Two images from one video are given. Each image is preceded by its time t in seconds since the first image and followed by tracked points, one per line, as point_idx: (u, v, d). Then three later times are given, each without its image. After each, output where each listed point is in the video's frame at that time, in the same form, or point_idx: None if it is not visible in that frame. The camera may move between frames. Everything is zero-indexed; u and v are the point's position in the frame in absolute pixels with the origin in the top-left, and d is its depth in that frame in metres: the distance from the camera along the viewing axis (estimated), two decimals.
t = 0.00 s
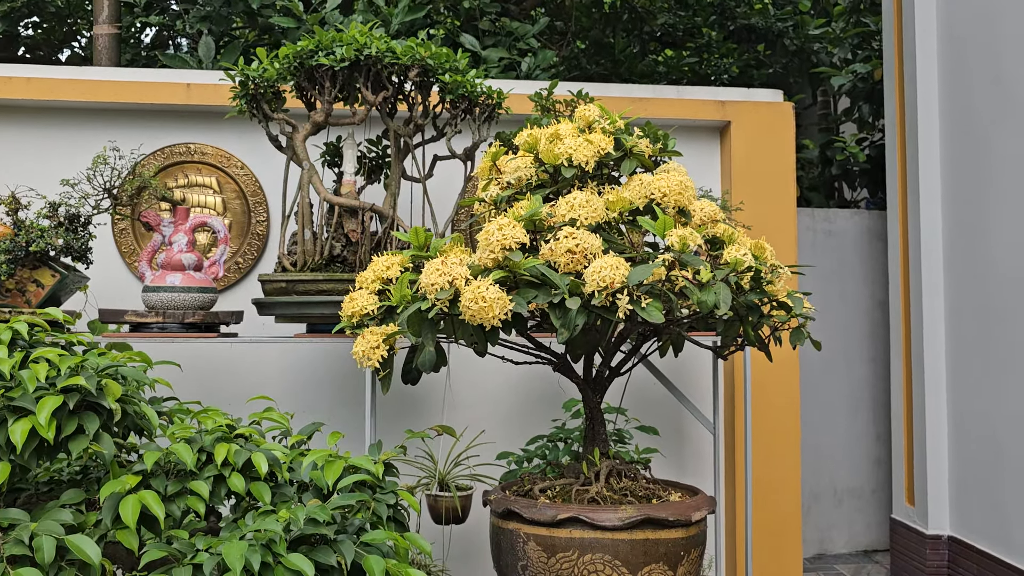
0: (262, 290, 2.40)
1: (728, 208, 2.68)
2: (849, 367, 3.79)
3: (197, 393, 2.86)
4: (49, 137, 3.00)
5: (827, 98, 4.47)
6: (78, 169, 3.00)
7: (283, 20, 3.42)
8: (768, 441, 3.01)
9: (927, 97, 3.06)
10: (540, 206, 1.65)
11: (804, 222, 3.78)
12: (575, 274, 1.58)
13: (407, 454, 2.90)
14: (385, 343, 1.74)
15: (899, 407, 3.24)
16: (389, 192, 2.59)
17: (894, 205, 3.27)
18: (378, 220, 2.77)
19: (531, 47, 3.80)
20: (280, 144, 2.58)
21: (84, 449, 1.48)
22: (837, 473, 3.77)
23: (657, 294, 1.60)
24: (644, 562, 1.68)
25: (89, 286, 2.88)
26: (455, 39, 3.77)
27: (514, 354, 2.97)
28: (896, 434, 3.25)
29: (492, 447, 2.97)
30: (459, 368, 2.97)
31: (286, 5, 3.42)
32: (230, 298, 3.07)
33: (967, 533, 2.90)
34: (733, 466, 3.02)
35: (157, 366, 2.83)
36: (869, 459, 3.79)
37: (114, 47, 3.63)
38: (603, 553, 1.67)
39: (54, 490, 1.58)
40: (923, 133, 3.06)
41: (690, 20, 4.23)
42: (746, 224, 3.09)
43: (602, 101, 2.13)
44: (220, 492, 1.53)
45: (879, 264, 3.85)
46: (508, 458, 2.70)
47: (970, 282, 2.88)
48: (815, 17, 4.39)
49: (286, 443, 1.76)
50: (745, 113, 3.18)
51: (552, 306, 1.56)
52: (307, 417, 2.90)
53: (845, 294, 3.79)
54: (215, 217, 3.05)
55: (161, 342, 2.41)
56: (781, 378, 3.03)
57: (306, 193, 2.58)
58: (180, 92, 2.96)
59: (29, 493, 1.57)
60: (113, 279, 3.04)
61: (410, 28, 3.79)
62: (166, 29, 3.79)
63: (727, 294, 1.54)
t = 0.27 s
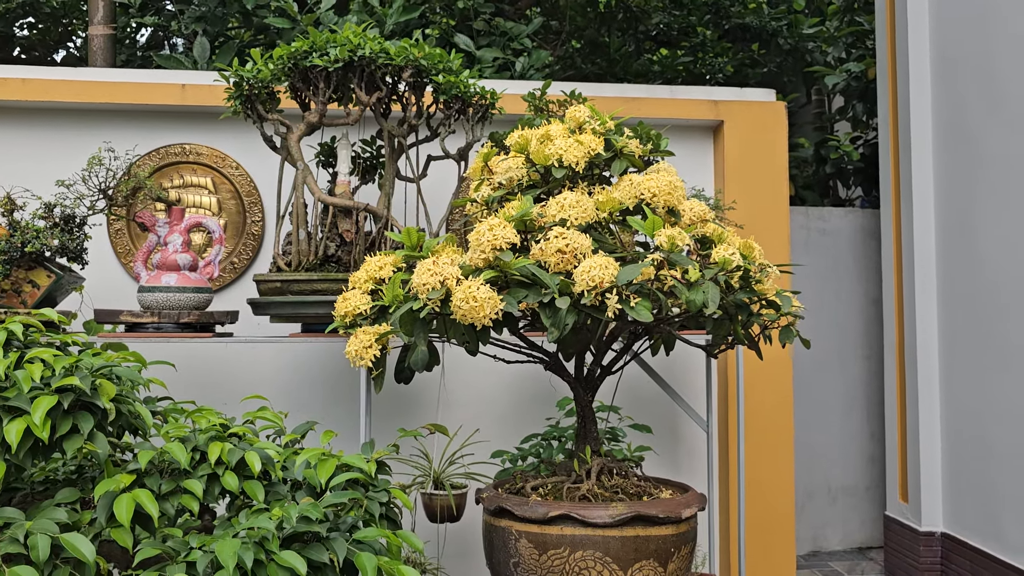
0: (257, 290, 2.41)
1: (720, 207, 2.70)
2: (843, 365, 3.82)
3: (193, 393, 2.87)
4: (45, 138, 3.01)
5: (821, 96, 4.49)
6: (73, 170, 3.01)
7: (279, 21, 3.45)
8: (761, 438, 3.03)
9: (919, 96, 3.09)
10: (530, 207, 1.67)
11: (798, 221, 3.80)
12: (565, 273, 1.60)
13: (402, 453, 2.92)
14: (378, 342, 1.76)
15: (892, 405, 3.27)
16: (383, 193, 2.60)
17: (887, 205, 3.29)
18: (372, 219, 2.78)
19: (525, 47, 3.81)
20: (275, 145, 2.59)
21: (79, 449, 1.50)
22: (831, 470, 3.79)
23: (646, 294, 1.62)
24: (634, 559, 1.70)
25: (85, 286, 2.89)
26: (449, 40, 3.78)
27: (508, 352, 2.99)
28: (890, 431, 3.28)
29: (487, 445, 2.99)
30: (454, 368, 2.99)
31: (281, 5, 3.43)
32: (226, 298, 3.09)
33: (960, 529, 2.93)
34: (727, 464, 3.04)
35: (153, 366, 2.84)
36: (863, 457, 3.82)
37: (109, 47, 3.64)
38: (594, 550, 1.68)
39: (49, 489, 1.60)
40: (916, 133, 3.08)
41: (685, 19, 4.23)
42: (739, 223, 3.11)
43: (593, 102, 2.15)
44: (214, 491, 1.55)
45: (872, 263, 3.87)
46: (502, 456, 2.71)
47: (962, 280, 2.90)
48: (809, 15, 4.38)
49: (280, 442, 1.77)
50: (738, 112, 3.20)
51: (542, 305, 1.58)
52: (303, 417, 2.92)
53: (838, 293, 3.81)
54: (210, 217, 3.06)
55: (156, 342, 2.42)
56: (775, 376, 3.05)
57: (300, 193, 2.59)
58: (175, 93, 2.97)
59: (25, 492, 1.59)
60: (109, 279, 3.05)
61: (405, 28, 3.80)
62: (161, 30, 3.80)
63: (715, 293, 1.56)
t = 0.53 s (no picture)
0: (255, 288, 2.42)
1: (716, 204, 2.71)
2: (839, 361, 3.84)
3: (192, 390, 2.88)
4: (43, 137, 3.02)
5: (818, 93, 4.50)
6: (71, 169, 3.02)
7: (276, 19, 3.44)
8: (758, 434, 3.04)
9: (915, 94, 3.11)
10: (525, 205, 1.68)
11: (794, 217, 3.82)
12: (559, 271, 1.61)
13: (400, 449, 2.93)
14: (375, 340, 1.78)
15: (889, 400, 3.29)
16: (380, 191, 2.61)
17: (884, 201, 3.31)
18: (370, 217, 2.79)
19: (522, 44, 3.82)
20: (272, 144, 2.60)
21: (78, 447, 1.51)
22: (828, 465, 3.81)
23: (640, 291, 1.63)
24: (629, 553, 1.71)
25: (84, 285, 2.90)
26: (446, 37, 3.78)
27: (504, 349, 3.00)
28: (886, 426, 3.30)
29: (485, 441, 3.00)
30: (451, 364, 3.00)
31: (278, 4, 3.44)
32: (224, 296, 3.10)
33: (956, 523, 2.95)
34: (723, 459, 3.05)
35: (152, 364, 2.85)
36: (860, 452, 3.84)
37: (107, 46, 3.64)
38: (589, 545, 1.70)
39: (49, 487, 1.61)
40: (911, 130, 3.10)
41: (682, 16, 4.22)
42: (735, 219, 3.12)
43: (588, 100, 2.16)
44: (212, 488, 1.56)
45: (869, 259, 3.89)
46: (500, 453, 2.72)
47: (958, 275, 2.92)
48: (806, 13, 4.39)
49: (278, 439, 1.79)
50: (734, 109, 3.21)
51: (536, 303, 1.59)
52: (302, 414, 2.93)
53: (835, 289, 3.83)
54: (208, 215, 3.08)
55: (155, 340, 2.43)
56: (771, 372, 3.07)
57: (298, 191, 2.60)
58: (173, 92, 2.98)
59: (26, 489, 1.61)
60: (107, 277, 3.06)
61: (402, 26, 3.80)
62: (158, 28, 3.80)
63: (708, 290, 1.57)
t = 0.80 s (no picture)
0: (255, 283, 2.43)
1: (713, 197, 2.72)
2: (838, 353, 3.85)
3: (192, 385, 2.90)
4: (42, 134, 3.02)
5: (815, 85, 4.50)
6: (70, 165, 3.03)
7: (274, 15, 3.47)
8: (756, 426, 3.06)
9: (912, 87, 3.12)
10: (523, 199, 1.69)
11: (792, 210, 3.83)
12: (557, 264, 1.63)
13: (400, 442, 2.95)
14: (374, 333, 1.79)
15: (887, 392, 3.31)
16: (379, 185, 2.61)
17: (881, 194, 3.32)
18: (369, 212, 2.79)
19: (519, 38, 3.81)
20: (271, 139, 2.60)
21: (81, 441, 1.52)
22: (827, 457, 3.83)
23: (637, 283, 1.65)
24: (628, 544, 1.73)
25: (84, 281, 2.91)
26: (444, 32, 3.78)
27: (503, 342, 3.02)
28: (885, 418, 3.32)
29: (484, 434, 3.01)
30: (450, 358, 3.02)
31: None
32: (224, 291, 3.11)
33: (954, 514, 2.97)
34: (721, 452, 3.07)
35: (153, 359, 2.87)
36: (859, 444, 3.86)
37: (105, 43, 3.65)
38: (588, 535, 1.71)
39: (52, 480, 1.63)
40: (909, 122, 3.12)
41: (680, 9, 4.20)
42: (732, 212, 3.13)
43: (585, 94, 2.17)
44: (214, 481, 1.58)
45: (866, 251, 3.90)
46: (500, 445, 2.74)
47: (955, 267, 2.94)
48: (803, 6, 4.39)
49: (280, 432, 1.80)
50: (731, 102, 3.21)
51: (534, 295, 1.61)
52: (302, 408, 2.95)
53: (833, 281, 3.84)
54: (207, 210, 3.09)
55: (155, 335, 2.44)
56: (769, 364, 3.08)
57: (297, 186, 2.61)
58: (171, 88, 2.98)
59: (27, 483, 1.62)
60: (107, 273, 3.07)
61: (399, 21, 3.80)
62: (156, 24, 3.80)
63: (704, 283, 1.59)
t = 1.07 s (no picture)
0: (256, 278, 2.44)
1: (713, 190, 2.73)
2: (838, 346, 3.86)
3: (194, 380, 2.90)
4: (42, 130, 3.03)
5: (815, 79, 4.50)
6: (71, 162, 3.03)
7: (274, 10, 3.47)
8: (757, 419, 3.07)
9: (912, 80, 3.13)
10: (524, 192, 1.70)
11: (792, 203, 3.83)
12: (558, 257, 1.63)
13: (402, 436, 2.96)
14: (376, 326, 1.80)
15: (887, 385, 3.31)
16: (379, 180, 2.61)
17: (881, 187, 3.33)
18: (370, 207, 2.79)
19: (519, 33, 3.81)
20: (271, 134, 2.60)
21: (85, 434, 1.53)
22: (828, 450, 3.84)
23: (638, 276, 1.65)
24: (629, 535, 1.74)
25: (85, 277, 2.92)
26: (443, 27, 3.78)
27: (504, 335, 3.02)
28: (884, 410, 3.33)
29: (486, 428, 3.02)
30: (451, 352, 3.03)
31: None
32: (225, 287, 3.12)
33: (954, 506, 2.98)
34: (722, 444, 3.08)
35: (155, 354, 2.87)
36: (859, 437, 3.87)
37: (105, 39, 3.65)
38: (590, 526, 1.72)
39: (56, 474, 1.64)
40: (908, 115, 3.12)
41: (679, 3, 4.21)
42: (732, 206, 3.14)
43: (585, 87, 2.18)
44: (218, 474, 1.59)
45: (866, 245, 3.91)
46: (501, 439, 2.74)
47: (955, 260, 2.95)
48: None
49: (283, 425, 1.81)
50: (730, 96, 3.21)
51: (536, 288, 1.61)
52: (304, 402, 2.95)
53: (832, 275, 3.85)
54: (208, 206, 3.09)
55: (157, 331, 2.45)
56: (770, 357, 3.09)
57: (297, 181, 2.61)
58: (172, 83, 2.99)
59: (32, 477, 1.62)
60: (109, 269, 3.08)
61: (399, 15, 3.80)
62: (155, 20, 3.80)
63: (705, 275, 1.60)
